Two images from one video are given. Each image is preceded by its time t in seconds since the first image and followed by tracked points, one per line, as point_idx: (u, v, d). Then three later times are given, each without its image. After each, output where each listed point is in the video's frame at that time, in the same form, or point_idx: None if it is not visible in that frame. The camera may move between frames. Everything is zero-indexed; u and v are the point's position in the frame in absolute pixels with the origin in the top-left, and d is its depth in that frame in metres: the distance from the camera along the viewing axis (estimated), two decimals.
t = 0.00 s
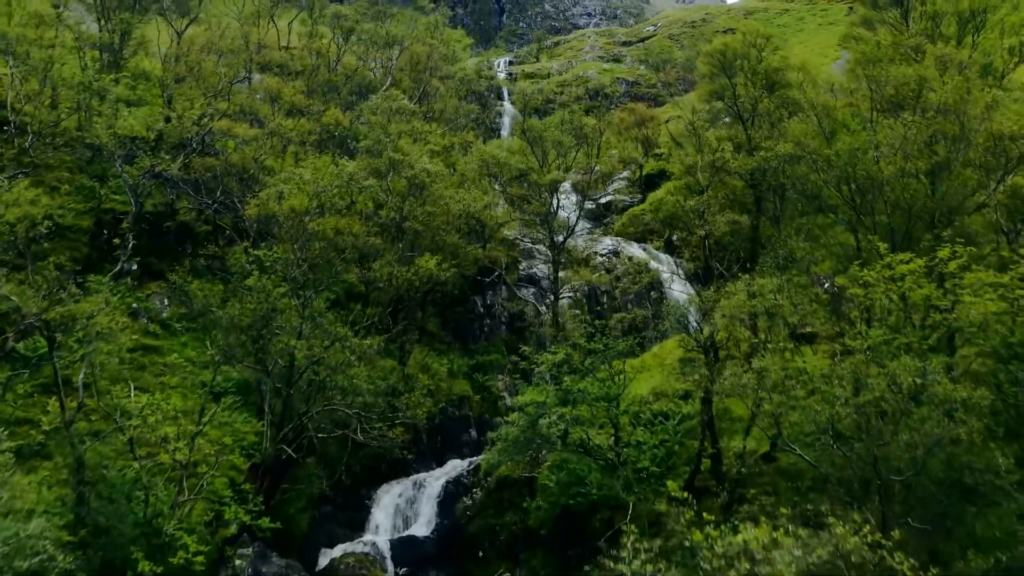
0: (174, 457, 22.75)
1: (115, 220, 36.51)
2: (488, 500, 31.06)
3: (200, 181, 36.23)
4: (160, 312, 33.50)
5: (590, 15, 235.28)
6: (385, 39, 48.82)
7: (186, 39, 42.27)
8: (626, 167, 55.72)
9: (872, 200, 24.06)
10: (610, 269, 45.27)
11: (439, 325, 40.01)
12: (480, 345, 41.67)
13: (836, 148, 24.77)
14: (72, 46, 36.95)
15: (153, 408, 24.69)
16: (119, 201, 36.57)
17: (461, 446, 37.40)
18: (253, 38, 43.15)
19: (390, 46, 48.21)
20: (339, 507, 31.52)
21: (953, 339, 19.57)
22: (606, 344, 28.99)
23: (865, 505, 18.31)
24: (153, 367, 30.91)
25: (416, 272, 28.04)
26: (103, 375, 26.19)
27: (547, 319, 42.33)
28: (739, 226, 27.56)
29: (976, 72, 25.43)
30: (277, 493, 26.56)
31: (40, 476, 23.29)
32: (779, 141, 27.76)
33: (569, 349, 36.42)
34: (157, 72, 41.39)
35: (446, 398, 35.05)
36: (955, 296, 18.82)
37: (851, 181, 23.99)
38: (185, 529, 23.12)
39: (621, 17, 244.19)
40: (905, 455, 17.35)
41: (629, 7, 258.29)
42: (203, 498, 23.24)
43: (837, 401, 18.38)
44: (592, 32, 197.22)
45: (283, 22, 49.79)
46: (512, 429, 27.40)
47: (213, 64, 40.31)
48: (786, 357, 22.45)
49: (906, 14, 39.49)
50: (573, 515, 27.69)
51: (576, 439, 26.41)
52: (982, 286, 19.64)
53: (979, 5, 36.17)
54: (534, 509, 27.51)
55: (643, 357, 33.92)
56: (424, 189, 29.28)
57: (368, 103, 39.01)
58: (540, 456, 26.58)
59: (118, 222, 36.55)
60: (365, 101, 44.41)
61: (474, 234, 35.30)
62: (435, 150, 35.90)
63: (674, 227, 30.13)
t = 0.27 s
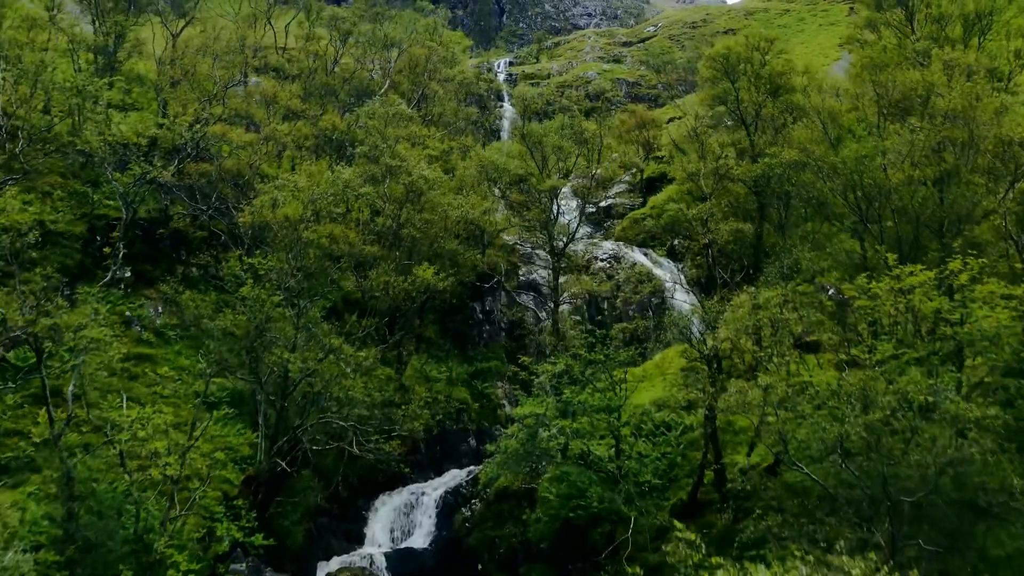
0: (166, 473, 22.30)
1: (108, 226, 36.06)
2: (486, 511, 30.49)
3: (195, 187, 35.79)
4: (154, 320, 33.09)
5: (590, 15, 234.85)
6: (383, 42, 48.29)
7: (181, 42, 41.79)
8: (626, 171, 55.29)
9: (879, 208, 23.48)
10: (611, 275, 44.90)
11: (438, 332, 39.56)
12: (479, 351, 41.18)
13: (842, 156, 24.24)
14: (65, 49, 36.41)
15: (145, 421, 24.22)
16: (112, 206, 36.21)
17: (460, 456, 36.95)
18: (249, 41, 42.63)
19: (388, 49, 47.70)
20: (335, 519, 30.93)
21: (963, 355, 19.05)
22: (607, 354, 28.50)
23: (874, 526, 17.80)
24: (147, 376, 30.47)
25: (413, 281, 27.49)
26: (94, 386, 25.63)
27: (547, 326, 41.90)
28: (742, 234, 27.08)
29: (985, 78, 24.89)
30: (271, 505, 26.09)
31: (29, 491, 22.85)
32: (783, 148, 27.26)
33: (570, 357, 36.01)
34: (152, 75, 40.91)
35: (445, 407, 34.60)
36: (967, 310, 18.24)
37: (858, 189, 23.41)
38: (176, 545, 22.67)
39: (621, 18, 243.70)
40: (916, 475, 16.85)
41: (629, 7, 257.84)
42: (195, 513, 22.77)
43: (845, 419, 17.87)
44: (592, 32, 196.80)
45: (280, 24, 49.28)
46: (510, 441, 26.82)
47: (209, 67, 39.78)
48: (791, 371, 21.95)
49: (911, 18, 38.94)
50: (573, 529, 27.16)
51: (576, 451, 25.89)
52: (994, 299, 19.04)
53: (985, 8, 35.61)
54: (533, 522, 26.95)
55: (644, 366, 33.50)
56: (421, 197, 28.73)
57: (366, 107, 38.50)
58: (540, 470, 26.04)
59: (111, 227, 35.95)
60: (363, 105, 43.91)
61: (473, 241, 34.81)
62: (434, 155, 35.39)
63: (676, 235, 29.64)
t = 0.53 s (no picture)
0: (154, 492, 21.70)
1: (101, 234, 35.18)
2: (485, 525, 29.74)
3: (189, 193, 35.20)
4: (146, 329, 32.57)
5: (590, 15, 234.32)
6: (381, 45, 47.64)
7: (175, 46, 41.16)
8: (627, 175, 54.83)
9: (887, 219, 22.79)
10: (612, 281, 44.37)
11: (436, 340, 38.96)
12: (479, 359, 40.64)
13: (850, 166, 23.60)
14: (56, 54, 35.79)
15: (133, 437, 23.63)
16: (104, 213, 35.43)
17: (457, 466, 36.38)
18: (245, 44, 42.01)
19: (386, 51, 47.11)
20: (331, 531, 30.26)
21: (976, 374, 18.41)
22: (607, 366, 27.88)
23: (886, 553, 17.15)
24: (138, 388, 29.89)
25: (409, 293, 26.87)
26: (82, 401, 25.13)
27: (547, 333, 41.33)
28: (745, 244, 26.46)
29: (996, 86, 24.24)
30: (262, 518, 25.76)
31: (15, 509, 22.40)
32: (788, 156, 26.62)
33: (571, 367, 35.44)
34: (145, 79, 40.31)
35: (442, 418, 34.01)
36: (981, 328, 17.48)
37: (866, 200, 22.73)
38: (165, 566, 22.09)
39: (622, 18, 243.11)
40: (928, 501, 16.22)
41: (629, 7, 257.17)
42: (184, 533, 22.17)
43: (855, 441, 17.23)
44: (593, 32, 196.27)
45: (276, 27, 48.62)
46: (510, 456, 26.18)
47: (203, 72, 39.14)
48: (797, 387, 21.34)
49: (916, 21, 38.31)
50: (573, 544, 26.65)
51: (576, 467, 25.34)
52: (1010, 315, 18.29)
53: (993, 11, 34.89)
54: (534, 538, 26.47)
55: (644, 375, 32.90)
56: (417, 206, 28.07)
57: (362, 112, 37.88)
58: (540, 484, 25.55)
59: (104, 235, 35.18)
60: (360, 109, 43.32)
61: (471, 249, 34.21)
62: (431, 162, 34.78)
63: (678, 243, 29.10)
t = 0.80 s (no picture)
0: (142, 512, 21.12)
1: (94, 241, 34.63)
2: (483, 540, 29.28)
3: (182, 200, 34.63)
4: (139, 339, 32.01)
5: (591, 15, 233.85)
6: (379, 48, 47.01)
7: (170, 50, 40.59)
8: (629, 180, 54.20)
9: (896, 231, 22.08)
10: (613, 288, 43.89)
11: (435, 349, 38.38)
12: (478, 367, 40.03)
13: (857, 176, 22.91)
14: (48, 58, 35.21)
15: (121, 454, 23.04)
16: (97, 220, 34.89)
17: (456, 477, 35.82)
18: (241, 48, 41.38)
19: (384, 55, 46.53)
20: (327, 546, 29.71)
21: (991, 395, 17.71)
22: (609, 379, 27.28)
23: None
24: (129, 399, 29.32)
25: (405, 305, 26.19)
26: (70, 416, 24.56)
27: (547, 341, 40.80)
28: (749, 255, 25.87)
29: (1008, 93, 23.53)
30: (254, 535, 25.25)
31: None
32: (793, 165, 26.02)
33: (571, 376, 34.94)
34: (139, 83, 39.73)
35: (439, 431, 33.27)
36: (997, 349, 16.75)
37: (875, 211, 22.03)
38: None
39: (622, 18, 242.44)
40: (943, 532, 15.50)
41: (630, 7, 256.49)
42: (174, 554, 21.58)
43: (865, 466, 16.61)
44: (593, 32, 195.63)
45: (273, 30, 48.01)
46: (508, 473, 25.54)
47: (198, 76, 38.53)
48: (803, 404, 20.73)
49: (921, 25, 37.75)
50: (572, 560, 26.09)
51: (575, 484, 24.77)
52: None
53: (1001, 15, 34.23)
54: (534, 554, 25.99)
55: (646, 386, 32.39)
56: (414, 215, 27.41)
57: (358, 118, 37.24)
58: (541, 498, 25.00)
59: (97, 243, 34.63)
60: (358, 114, 42.78)
61: (470, 257, 33.66)
62: (429, 168, 34.22)
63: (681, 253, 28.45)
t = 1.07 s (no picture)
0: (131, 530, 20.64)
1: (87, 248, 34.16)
2: (483, 554, 29.31)
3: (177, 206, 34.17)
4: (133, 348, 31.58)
5: (591, 15, 233.28)
6: (376, 51, 46.48)
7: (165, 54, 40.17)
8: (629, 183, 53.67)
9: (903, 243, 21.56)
10: (613, 293, 43.50)
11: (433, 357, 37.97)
12: (477, 375, 39.55)
13: (863, 186, 22.39)
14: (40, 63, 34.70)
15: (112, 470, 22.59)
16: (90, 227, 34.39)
17: (455, 487, 35.51)
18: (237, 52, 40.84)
19: (382, 57, 45.97)
20: (323, 560, 28.94)
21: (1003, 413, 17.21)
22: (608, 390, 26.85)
23: None
24: (122, 410, 28.84)
25: (401, 316, 25.70)
26: (60, 429, 24.08)
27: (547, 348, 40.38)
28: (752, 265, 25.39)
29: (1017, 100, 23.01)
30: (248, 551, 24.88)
31: None
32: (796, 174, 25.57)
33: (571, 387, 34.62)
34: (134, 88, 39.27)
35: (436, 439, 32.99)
36: (1010, 368, 16.23)
37: (881, 223, 21.51)
38: None
39: (623, 18, 241.85)
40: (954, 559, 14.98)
41: (630, 7, 255.92)
42: (165, 573, 21.11)
43: (873, 489, 16.13)
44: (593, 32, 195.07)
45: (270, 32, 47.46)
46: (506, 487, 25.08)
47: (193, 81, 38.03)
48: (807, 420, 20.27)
49: (925, 28, 37.28)
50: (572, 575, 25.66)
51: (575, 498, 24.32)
52: None
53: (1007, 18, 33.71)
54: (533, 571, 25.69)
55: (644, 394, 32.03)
56: (410, 223, 26.89)
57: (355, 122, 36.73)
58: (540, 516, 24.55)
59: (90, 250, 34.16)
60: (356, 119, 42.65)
61: (469, 265, 33.23)
62: (427, 175, 33.80)
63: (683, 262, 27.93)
